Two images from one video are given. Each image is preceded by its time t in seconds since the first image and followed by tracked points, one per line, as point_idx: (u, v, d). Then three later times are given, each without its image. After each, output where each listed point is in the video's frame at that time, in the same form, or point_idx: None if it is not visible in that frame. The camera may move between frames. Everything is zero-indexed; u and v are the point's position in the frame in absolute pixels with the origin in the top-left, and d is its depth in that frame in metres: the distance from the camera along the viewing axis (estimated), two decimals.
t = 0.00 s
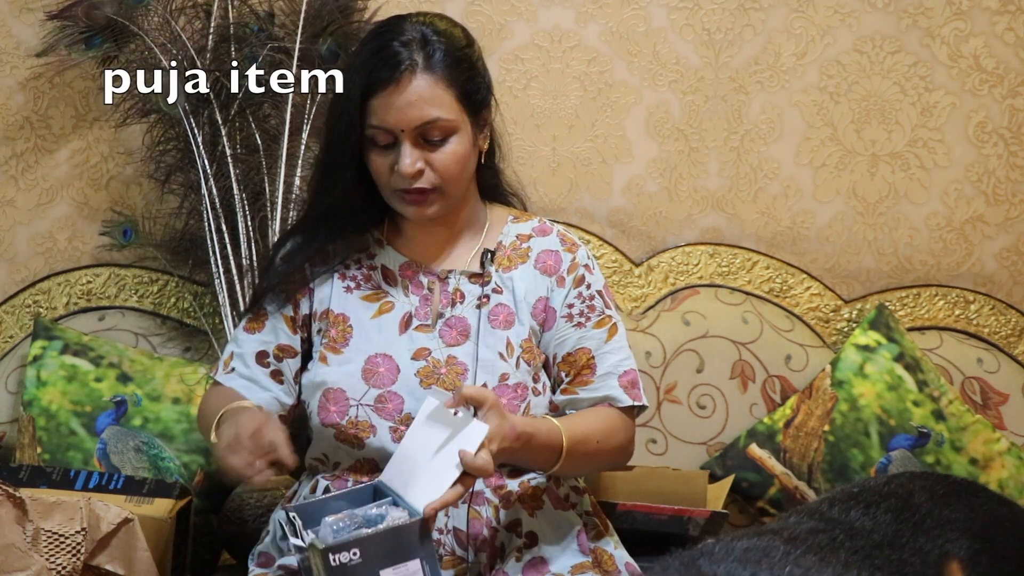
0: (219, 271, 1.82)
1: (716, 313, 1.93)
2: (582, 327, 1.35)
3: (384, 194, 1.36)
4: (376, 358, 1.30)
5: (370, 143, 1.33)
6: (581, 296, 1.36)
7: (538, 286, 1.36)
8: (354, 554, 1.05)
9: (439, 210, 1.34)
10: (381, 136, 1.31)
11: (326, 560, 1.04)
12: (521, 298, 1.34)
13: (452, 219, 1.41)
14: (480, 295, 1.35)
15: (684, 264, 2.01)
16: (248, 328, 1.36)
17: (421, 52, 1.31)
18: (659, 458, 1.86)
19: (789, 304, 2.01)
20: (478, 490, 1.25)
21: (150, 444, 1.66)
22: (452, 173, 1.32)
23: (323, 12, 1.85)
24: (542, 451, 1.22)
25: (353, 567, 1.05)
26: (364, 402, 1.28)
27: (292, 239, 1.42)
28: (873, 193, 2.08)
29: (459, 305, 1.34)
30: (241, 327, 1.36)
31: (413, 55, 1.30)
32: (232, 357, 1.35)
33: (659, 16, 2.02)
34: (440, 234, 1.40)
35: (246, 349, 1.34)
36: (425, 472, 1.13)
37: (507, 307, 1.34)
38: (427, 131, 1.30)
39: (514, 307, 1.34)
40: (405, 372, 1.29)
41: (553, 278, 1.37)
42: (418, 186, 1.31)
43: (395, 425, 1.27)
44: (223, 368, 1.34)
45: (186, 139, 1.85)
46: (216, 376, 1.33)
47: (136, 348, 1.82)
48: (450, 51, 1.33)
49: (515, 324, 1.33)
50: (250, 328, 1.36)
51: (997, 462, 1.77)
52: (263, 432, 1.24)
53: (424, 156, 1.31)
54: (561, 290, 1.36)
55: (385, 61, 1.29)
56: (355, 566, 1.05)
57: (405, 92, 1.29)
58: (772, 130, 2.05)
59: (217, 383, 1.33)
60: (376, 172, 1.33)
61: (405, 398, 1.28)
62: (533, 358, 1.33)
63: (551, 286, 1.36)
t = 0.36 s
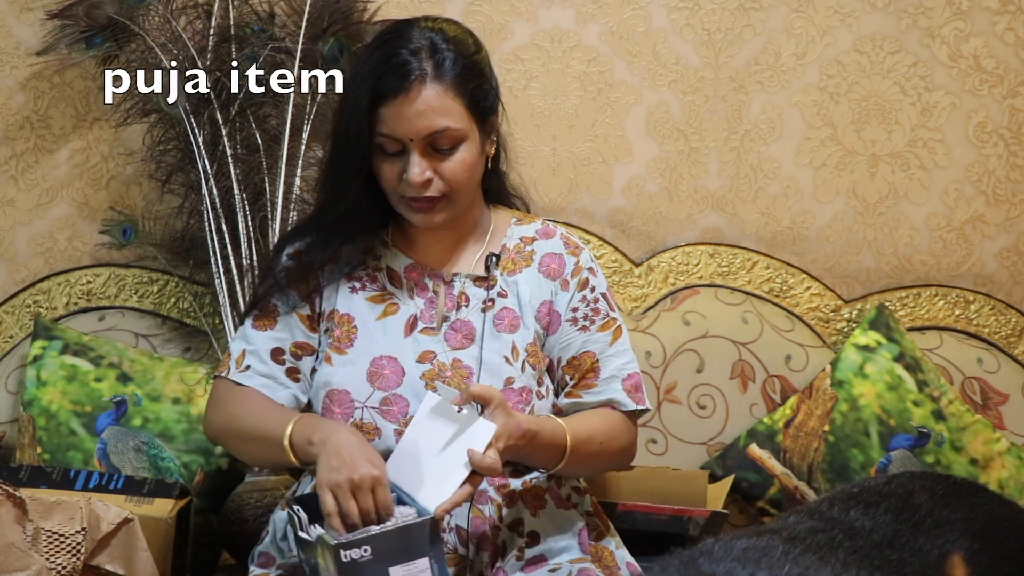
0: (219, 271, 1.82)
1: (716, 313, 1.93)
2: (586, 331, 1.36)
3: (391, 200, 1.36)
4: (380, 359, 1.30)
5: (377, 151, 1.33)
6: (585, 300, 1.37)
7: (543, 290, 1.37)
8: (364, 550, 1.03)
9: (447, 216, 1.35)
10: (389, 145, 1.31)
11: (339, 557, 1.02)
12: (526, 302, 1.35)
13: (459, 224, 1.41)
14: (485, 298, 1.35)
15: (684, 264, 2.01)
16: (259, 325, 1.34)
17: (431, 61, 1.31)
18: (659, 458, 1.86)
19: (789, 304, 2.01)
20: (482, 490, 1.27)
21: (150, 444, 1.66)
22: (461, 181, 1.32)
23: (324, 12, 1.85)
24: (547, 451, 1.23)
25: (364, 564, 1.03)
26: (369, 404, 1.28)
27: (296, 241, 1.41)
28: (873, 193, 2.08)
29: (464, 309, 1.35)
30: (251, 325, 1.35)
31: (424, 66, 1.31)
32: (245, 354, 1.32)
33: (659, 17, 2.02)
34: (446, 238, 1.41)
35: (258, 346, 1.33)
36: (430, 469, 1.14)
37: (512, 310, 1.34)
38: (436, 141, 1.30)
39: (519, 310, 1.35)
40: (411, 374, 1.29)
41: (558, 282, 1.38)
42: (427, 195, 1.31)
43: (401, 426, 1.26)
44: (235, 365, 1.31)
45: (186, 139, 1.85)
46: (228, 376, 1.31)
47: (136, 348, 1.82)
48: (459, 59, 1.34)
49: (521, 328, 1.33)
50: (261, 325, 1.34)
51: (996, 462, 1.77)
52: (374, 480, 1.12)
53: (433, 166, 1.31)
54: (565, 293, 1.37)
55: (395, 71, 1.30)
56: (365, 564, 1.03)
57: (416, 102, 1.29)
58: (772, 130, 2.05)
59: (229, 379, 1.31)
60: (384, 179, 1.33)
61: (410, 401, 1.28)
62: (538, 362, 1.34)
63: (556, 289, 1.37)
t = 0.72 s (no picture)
0: (219, 271, 1.82)
1: (716, 313, 1.93)
2: (596, 336, 1.38)
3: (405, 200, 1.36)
4: (389, 362, 1.30)
5: (394, 149, 1.33)
6: (594, 305, 1.40)
7: (552, 294, 1.38)
8: (362, 551, 1.03)
9: (462, 215, 1.35)
10: (407, 143, 1.31)
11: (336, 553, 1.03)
12: (536, 306, 1.36)
13: (470, 225, 1.42)
14: (494, 302, 1.36)
15: (684, 264, 2.01)
16: (254, 322, 1.34)
17: (450, 61, 1.32)
18: (659, 458, 1.86)
19: (789, 304, 2.01)
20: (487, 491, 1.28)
21: (150, 444, 1.66)
22: (477, 181, 1.33)
23: (324, 12, 1.86)
24: (565, 463, 1.24)
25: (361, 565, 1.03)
26: (377, 407, 1.29)
27: (306, 238, 1.41)
28: (873, 193, 2.08)
29: (473, 312, 1.35)
30: (248, 322, 1.35)
31: (444, 64, 1.31)
32: (236, 347, 1.33)
33: (659, 16, 2.02)
34: (456, 239, 1.41)
35: (250, 340, 1.33)
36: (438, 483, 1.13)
37: (521, 314, 1.36)
38: (454, 141, 1.30)
39: (527, 315, 1.36)
40: (419, 377, 1.30)
41: (567, 287, 1.40)
42: (444, 193, 1.31)
43: (409, 430, 1.27)
44: (226, 358, 1.32)
45: (187, 139, 1.85)
46: (218, 366, 1.31)
47: (136, 348, 1.82)
48: (478, 60, 1.34)
49: (529, 332, 1.35)
50: (257, 323, 1.34)
51: (996, 462, 1.77)
52: (343, 438, 1.15)
53: (450, 165, 1.31)
54: (575, 298, 1.40)
55: (415, 70, 1.30)
56: (362, 564, 1.03)
57: (436, 101, 1.29)
58: (772, 130, 2.05)
59: (220, 371, 1.31)
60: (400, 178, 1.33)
61: (419, 404, 1.29)
62: (547, 367, 1.35)
63: (565, 295, 1.39)
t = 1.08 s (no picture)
0: (219, 271, 1.82)
1: (716, 313, 1.93)
2: (600, 339, 1.38)
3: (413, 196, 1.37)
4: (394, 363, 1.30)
5: (404, 143, 1.34)
6: (598, 308, 1.40)
7: (558, 297, 1.39)
8: (368, 559, 1.03)
9: (470, 212, 1.35)
10: (417, 136, 1.32)
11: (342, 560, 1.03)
12: (542, 308, 1.37)
13: (477, 225, 1.42)
14: (499, 304, 1.37)
15: (684, 264, 2.01)
16: (258, 317, 1.34)
17: (461, 55, 1.33)
18: (659, 458, 1.86)
19: (789, 304, 2.01)
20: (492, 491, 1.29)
21: (150, 444, 1.67)
22: (486, 176, 1.33)
23: (324, 12, 1.86)
24: (575, 463, 1.24)
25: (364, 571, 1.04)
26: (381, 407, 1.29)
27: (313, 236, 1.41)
28: (873, 193, 2.08)
29: (478, 313, 1.36)
30: (251, 317, 1.34)
31: (454, 56, 1.33)
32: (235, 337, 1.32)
33: (659, 17, 2.02)
34: (463, 239, 1.42)
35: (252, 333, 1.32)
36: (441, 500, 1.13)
37: (526, 317, 1.36)
38: (464, 134, 1.31)
39: (533, 316, 1.37)
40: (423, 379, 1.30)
41: (573, 289, 1.40)
42: (453, 187, 1.32)
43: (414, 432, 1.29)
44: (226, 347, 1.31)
45: (187, 139, 1.85)
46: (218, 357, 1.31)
47: (135, 348, 1.82)
48: (488, 55, 1.35)
49: (534, 334, 1.35)
50: (260, 319, 1.34)
51: (996, 462, 1.77)
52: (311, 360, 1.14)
53: (460, 159, 1.32)
54: (580, 301, 1.40)
55: (426, 64, 1.31)
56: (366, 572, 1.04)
57: (448, 94, 1.31)
58: (772, 129, 2.05)
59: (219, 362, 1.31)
60: (409, 174, 1.34)
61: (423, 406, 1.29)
62: (551, 370, 1.35)
63: (571, 297, 1.39)
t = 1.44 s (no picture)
0: (219, 271, 1.82)
1: (716, 313, 1.93)
2: (600, 338, 1.38)
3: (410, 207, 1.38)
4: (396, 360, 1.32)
5: (396, 160, 1.34)
6: (599, 307, 1.40)
7: (560, 295, 1.40)
8: (370, 558, 1.03)
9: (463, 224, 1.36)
10: (408, 154, 1.32)
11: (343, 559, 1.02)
12: (544, 307, 1.38)
13: (476, 229, 1.43)
14: (503, 302, 1.38)
15: (684, 264, 2.00)
16: (267, 314, 1.36)
17: (449, 72, 1.32)
18: (659, 458, 1.86)
19: (789, 304, 2.01)
20: (493, 492, 1.29)
21: (150, 444, 1.67)
22: (477, 192, 1.33)
23: (323, 12, 1.87)
24: (558, 424, 1.24)
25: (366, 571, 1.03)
26: (384, 405, 1.32)
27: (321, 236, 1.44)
28: (873, 193, 2.08)
29: (482, 311, 1.38)
30: (261, 314, 1.37)
31: (443, 77, 1.31)
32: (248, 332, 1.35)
33: (659, 17, 2.02)
34: (463, 243, 1.43)
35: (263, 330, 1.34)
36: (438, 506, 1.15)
37: (529, 315, 1.38)
38: (452, 153, 1.31)
39: (536, 315, 1.38)
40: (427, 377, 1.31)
41: (575, 288, 1.41)
42: (444, 205, 1.32)
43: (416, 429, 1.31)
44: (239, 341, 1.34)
45: (187, 139, 1.85)
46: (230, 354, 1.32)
47: (135, 348, 1.82)
48: (481, 70, 1.34)
49: (537, 333, 1.37)
50: (271, 315, 1.36)
51: (996, 462, 1.77)
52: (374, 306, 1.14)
53: (450, 178, 1.31)
54: (581, 299, 1.40)
55: (414, 82, 1.31)
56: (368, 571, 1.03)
57: (435, 114, 1.29)
58: (772, 130, 2.05)
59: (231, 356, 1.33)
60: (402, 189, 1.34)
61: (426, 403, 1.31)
62: (554, 367, 1.36)
63: (573, 296, 1.40)
